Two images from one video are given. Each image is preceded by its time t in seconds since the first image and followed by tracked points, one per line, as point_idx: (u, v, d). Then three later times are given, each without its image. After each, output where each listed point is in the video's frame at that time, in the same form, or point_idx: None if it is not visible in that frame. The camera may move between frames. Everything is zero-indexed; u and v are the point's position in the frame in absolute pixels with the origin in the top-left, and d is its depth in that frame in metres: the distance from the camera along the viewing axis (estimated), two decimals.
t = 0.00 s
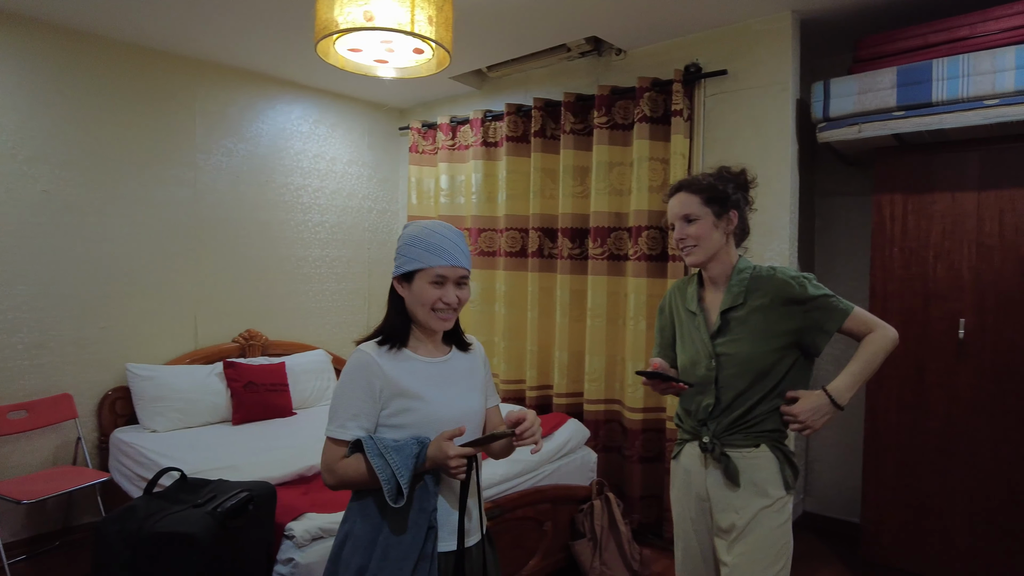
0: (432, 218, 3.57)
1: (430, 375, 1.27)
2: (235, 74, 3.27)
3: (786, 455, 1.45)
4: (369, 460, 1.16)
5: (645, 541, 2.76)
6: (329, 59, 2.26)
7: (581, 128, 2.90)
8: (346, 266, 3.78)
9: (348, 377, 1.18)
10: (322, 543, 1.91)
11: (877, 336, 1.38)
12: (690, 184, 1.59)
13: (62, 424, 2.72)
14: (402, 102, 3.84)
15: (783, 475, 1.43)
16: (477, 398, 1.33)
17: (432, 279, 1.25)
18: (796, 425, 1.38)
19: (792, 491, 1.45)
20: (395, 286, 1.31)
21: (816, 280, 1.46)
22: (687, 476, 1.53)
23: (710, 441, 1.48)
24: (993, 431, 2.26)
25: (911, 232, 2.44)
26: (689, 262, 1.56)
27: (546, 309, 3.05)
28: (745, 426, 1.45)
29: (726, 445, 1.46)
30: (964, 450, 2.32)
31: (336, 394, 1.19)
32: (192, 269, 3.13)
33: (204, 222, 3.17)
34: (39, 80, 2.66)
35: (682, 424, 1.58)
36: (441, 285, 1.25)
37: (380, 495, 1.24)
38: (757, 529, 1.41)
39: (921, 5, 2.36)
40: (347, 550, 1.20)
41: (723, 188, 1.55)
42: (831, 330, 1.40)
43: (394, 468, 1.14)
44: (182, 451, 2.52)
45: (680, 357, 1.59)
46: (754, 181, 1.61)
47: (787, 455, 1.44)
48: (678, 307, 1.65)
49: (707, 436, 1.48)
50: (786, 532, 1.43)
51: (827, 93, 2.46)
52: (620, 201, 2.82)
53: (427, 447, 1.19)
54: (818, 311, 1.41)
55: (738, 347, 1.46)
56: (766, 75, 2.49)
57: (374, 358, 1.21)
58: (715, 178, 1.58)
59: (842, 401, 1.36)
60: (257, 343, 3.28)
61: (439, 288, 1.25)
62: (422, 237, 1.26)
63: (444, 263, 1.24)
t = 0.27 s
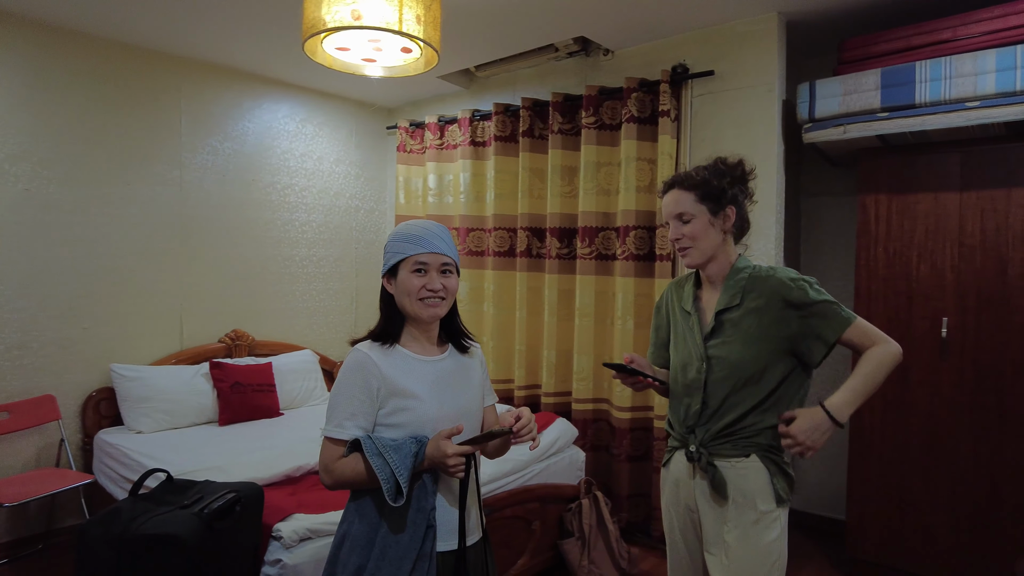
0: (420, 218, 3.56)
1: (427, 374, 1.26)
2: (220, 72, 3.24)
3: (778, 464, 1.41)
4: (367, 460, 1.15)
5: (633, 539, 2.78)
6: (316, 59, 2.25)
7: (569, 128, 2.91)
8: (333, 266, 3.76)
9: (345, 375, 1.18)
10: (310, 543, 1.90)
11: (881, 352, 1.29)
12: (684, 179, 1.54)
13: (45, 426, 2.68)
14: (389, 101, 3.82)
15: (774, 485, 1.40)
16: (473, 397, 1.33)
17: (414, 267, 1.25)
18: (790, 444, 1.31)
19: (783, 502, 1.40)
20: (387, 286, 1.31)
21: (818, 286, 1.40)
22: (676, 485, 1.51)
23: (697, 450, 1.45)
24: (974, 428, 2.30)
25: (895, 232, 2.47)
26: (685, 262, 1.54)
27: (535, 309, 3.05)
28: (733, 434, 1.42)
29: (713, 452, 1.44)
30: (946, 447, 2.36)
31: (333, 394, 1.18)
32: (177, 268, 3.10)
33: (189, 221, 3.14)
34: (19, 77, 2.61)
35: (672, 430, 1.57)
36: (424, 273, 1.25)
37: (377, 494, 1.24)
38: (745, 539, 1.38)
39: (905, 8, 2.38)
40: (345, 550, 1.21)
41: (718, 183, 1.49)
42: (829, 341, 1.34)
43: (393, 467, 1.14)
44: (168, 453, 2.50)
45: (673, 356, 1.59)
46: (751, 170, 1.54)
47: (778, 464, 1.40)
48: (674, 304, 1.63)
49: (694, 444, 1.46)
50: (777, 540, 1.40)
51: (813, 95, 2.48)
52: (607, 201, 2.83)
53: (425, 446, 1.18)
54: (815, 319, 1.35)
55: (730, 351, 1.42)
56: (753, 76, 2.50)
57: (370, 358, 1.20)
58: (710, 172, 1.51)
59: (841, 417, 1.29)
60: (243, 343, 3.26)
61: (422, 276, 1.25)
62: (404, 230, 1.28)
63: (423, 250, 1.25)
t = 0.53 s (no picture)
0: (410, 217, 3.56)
1: (424, 372, 1.26)
2: (208, 70, 3.22)
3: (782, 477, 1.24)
4: (365, 459, 1.14)
5: (623, 538, 2.79)
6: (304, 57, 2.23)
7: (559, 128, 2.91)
8: (321, 266, 3.74)
9: (342, 376, 1.17)
10: (301, 544, 1.89)
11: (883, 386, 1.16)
12: (683, 173, 1.34)
13: (30, 428, 2.65)
14: (379, 101, 3.81)
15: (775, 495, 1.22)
16: (471, 394, 1.32)
17: (408, 268, 1.25)
18: (784, 501, 1.12)
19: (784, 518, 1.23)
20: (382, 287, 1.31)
21: (832, 298, 1.24)
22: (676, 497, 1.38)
23: (693, 458, 1.31)
24: (960, 427, 2.32)
25: (882, 232, 2.49)
26: (692, 264, 1.36)
27: (525, 308, 3.05)
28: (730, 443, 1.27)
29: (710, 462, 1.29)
30: (932, 445, 2.38)
31: (330, 394, 1.18)
32: (165, 268, 3.08)
33: (176, 221, 3.11)
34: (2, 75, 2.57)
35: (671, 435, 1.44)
36: (418, 273, 1.25)
37: (374, 493, 1.23)
38: (741, 554, 1.22)
39: (892, 10, 2.40)
40: (345, 550, 1.20)
41: (722, 177, 1.29)
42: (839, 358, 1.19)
43: (391, 466, 1.13)
44: (156, 454, 2.47)
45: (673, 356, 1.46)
46: (760, 154, 1.32)
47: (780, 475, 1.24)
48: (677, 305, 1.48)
49: (691, 453, 1.32)
50: (779, 558, 1.23)
51: (801, 95, 2.49)
52: (597, 201, 2.84)
53: (423, 445, 1.18)
54: (828, 332, 1.20)
55: (733, 360, 1.26)
56: (742, 76, 2.51)
57: (367, 357, 1.20)
58: (712, 164, 1.30)
59: (832, 461, 1.13)
60: (231, 343, 3.24)
61: (417, 276, 1.25)
62: (397, 231, 1.28)
63: (417, 250, 1.25)
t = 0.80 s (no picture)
0: (401, 217, 3.55)
1: (415, 372, 1.25)
2: (197, 68, 3.19)
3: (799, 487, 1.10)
4: (354, 460, 1.14)
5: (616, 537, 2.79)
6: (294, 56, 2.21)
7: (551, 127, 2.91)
8: (311, 265, 3.71)
9: (332, 376, 1.17)
10: (292, 545, 1.88)
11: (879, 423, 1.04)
12: (678, 179, 1.12)
13: (17, 429, 2.62)
14: (371, 100, 3.80)
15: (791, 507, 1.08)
16: (463, 393, 1.32)
17: (406, 280, 1.23)
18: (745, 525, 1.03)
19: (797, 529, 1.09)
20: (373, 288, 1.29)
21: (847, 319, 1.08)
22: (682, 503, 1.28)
23: (697, 470, 1.21)
24: (949, 425, 2.35)
25: (872, 232, 2.51)
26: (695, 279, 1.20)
27: (517, 308, 3.05)
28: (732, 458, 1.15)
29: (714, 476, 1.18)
30: (921, 443, 2.40)
31: (321, 395, 1.18)
32: (154, 267, 3.06)
33: (166, 220, 3.09)
34: None
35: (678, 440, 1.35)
36: (415, 286, 1.24)
37: (361, 495, 1.23)
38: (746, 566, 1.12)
39: (882, 11, 2.42)
40: (338, 550, 1.21)
41: (725, 189, 1.07)
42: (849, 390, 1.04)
43: (380, 466, 1.13)
44: (146, 455, 2.46)
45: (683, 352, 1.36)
46: (766, 147, 1.09)
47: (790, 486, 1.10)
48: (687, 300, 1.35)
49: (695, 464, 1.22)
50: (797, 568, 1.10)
51: (792, 96, 2.50)
52: (589, 201, 2.84)
53: (413, 443, 1.17)
54: (839, 358, 1.04)
55: (735, 381, 1.13)
56: (734, 77, 2.52)
57: (358, 358, 1.19)
58: (712, 172, 1.08)
59: (801, 493, 1.03)
60: (222, 343, 3.23)
61: (414, 289, 1.24)
62: (394, 238, 1.24)
63: (417, 264, 1.22)
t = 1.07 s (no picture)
0: (394, 216, 3.54)
1: (399, 374, 1.25)
2: (188, 67, 3.17)
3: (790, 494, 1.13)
4: (337, 463, 1.14)
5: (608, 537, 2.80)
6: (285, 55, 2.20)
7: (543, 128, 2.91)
8: (303, 266, 3.70)
9: (314, 379, 1.17)
10: (284, 546, 1.87)
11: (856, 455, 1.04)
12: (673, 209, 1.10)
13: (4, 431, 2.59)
14: (363, 99, 3.79)
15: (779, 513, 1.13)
16: (449, 394, 1.32)
17: (398, 294, 1.22)
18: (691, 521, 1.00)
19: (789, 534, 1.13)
20: (360, 290, 1.28)
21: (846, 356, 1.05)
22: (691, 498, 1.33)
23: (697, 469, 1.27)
24: (938, 424, 2.36)
25: (862, 232, 2.52)
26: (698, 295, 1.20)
27: (509, 308, 3.05)
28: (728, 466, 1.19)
29: (712, 479, 1.24)
30: (911, 442, 2.42)
31: (303, 398, 1.17)
32: (144, 268, 3.03)
33: (156, 220, 3.07)
34: None
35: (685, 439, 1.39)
36: (407, 300, 1.23)
37: (347, 497, 1.24)
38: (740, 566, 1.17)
39: (872, 13, 2.43)
40: (321, 554, 1.20)
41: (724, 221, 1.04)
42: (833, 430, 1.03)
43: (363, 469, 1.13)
44: (135, 456, 2.44)
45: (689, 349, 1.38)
46: (763, 173, 1.03)
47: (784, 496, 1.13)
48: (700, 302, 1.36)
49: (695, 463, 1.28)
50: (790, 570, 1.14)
51: (783, 97, 2.51)
52: (581, 201, 2.84)
53: (396, 445, 1.17)
54: (832, 395, 1.03)
55: (730, 396, 1.15)
56: (726, 77, 2.52)
57: (340, 361, 1.19)
58: (707, 205, 1.04)
59: (762, 505, 1.01)
60: (213, 344, 3.21)
61: (405, 303, 1.23)
62: (388, 249, 1.22)
63: (411, 281, 1.21)
